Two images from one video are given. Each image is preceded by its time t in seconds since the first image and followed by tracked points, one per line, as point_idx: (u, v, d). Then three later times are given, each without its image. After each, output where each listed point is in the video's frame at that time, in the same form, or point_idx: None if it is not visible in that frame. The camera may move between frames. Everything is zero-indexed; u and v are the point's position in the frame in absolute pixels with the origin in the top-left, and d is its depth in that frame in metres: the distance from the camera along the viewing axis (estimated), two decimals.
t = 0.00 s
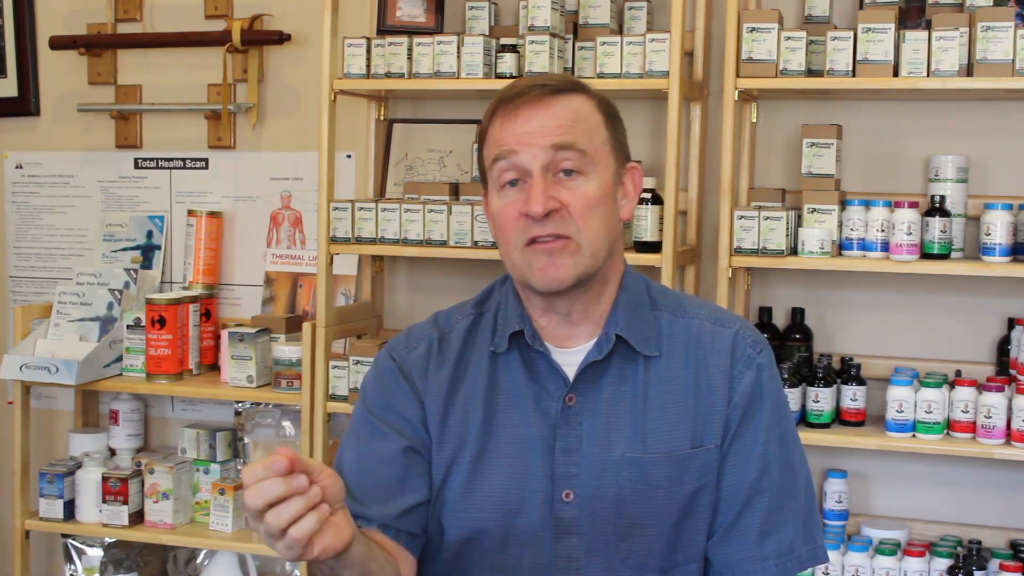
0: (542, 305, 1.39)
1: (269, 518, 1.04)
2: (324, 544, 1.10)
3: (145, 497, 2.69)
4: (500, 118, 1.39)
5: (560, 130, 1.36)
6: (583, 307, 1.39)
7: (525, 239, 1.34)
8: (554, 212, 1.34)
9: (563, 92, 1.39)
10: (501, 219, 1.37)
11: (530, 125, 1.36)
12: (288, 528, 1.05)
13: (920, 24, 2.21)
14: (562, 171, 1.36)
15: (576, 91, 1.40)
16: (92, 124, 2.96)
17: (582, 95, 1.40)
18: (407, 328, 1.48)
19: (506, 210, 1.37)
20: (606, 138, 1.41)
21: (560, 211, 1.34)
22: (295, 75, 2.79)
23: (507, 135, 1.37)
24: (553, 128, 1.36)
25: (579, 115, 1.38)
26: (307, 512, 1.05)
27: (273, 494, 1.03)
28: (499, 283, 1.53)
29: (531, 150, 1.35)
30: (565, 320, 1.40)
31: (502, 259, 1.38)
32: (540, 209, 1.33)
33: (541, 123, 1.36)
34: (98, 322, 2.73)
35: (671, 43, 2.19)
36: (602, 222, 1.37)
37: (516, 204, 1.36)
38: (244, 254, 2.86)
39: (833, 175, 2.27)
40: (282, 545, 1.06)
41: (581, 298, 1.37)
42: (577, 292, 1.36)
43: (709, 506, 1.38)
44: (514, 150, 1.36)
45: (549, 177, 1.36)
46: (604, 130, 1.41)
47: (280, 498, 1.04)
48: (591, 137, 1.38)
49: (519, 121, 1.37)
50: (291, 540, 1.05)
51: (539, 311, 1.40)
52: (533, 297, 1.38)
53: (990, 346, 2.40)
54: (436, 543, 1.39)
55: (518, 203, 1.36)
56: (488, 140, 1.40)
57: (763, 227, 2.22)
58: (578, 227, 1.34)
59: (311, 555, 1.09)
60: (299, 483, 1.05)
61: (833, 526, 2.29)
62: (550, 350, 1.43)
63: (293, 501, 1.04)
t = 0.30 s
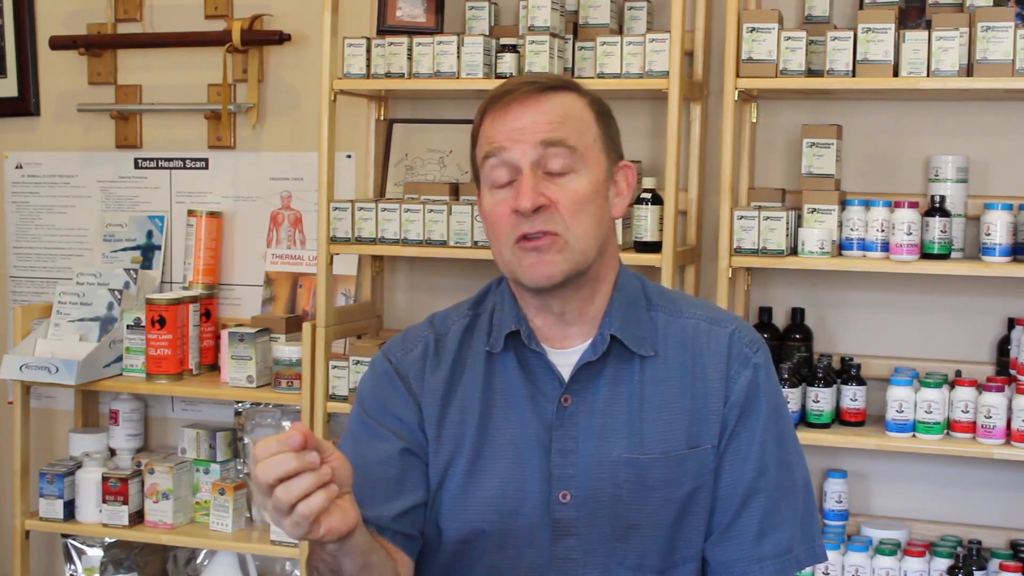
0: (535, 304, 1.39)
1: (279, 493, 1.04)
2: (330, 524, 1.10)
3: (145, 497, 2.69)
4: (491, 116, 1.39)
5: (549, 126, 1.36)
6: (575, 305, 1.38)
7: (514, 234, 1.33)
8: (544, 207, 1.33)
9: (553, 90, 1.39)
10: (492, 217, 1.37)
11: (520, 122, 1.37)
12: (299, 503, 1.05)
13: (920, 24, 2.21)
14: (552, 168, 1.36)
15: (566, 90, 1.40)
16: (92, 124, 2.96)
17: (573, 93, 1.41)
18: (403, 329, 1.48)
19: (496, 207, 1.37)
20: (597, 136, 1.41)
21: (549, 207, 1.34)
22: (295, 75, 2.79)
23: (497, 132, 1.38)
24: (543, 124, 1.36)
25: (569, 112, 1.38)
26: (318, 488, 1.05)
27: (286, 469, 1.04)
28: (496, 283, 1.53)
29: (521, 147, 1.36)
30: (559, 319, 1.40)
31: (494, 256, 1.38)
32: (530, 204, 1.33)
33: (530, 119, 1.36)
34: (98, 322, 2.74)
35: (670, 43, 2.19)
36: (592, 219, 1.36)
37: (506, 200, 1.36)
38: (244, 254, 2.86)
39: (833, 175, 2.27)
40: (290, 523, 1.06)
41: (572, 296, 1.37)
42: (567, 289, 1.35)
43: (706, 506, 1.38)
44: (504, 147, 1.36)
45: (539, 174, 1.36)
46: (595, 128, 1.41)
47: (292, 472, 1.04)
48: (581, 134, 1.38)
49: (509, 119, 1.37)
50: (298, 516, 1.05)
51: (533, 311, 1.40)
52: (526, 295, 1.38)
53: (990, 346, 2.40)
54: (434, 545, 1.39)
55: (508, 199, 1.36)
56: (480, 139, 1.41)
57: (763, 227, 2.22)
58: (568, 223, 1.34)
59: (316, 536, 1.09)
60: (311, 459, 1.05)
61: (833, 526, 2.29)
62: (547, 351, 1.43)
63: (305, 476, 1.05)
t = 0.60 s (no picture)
0: (533, 305, 1.39)
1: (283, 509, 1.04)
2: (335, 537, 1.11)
3: (145, 497, 2.69)
4: (490, 115, 1.39)
5: (548, 127, 1.36)
6: (573, 306, 1.38)
7: (512, 235, 1.34)
8: (542, 208, 1.33)
9: (552, 90, 1.39)
10: (490, 217, 1.37)
11: (519, 122, 1.36)
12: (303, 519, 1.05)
13: (920, 24, 2.21)
14: (551, 168, 1.36)
15: (565, 90, 1.40)
16: (92, 124, 2.96)
17: (571, 93, 1.41)
18: (402, 330, 1.48)
19: (494, 207, 1.37)
20: (595, 136, 1.41)
21: (547, 208, 1.34)
22: (295, 75, 2.79)
23: (496, 131, 1.37)
24: (542, 124, 1.36)
25: (568, 112, 1.38)
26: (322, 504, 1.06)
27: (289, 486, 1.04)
28: (494, 284, 1.53)
29: (520, 147, 1.36)
30: (556, 319, 1.40)
31: (492, 255, 1.38)
32: (528, 204, 1.33)
33: (529, 119, 1.36)
34: (98, 322, 2.73)
35: (671, 43, 2.19)
36: (590, 220, 1.36)
37: (505, 200, 1.36)
38: (244, 254, 2.86)
39: (833, 175, 2.27)
40: (294, 538, 1.06)
41: (571, 296, 1.37)
42: (566, 290, 1.36)
43: (704, 505, 1.38)
44: (502, 147, 1.36)
45: (537, 174, 1.36)
46: (593, 128, 1.41)
47: (295, 489, 1.04)
48: (579, 134, 1.38)
49: (508, 118, 1.37)
50: (304, 531, 1.05)
51: (531, 310, 1.40)
52: (523, 296, 1.38)
53: (990, 346, 2.40)
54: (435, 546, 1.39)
55: (506, 199, 1.36)
56: (478, 138, 1.41)
57: (763, 227, 2.22)
58: (566, 224, 1.34)
59: (321, 549, 1.10)
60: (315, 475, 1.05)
61: (833, 526, 2.29)
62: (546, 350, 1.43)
63: (309, 493, 1.05)
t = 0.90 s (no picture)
0: (532, 304, 1.39)
1: (284, 509, 1.04)
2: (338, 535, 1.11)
3: (145, 497, 2.69)
4: (489, 115, 1.39)
5: (548, 126, 1.36)
6: (572, 305, 1.38)
7: (511, 234, 1.34)
8: (541, 208, 1.34)
9: (551, 90, 1.39)
10: (489, 216, 1.37)
11: (518, 122, 1.36)
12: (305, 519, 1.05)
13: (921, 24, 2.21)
14: (550, 168, 1.36)
15: (564, 90, 1.40)
16: (92, 124, 2.96)
17: (571, 93, 1.41)
18: (401, 331, 1.48)
19: (494, 206, 1.37)
20: (594, 136, 1.41)
21: (546, 208, 1.34)
22: (295, 75, 2.79)
23: (495, 131, 1.37)
24: (541, 124, 1.36)
25: (567, 112, 1.38)
26: (323, 504, 1.06)
27: (291, 486, 1.04)
28: (493, 284, 1.53)
29: (519, 147, 1.36)
30: (556, 319, 1.40)
31: (492, 255, 1.38)
32: (527, 204, 1.33)
33: (529, 119, 1.36)
34: (98, 322, 2.73)
35: (670, 43, 2.19)
36: (589, 220, 1.36)
37: (504, 200, 1.36)
38: (244, 254, 2.86)
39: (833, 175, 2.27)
40: (295, 538, 1.06)
41: (570, 296, 1.37)
42: (565, 289, 1.36)
43: (703, 504, 1.38)
44: (502, 146, 1.36)
45: (536, 174, 1.36)
46: (592, 128, 1.41)
47: (296, 490, 1.04)
48: (578, 134, 1.38)
49: (507, 117, 1.37)
50: (306, 531, 1.05)
51: (530, 310, 1.40)
52: (523, 296, 1.38)
53: (990, 346, 2.40)
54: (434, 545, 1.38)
55: (506, 199, 1.36)
56: (478, 138, 1.41)
57: (763, 227, 2.21)
58: (565, 223, 1.34)
59: (322, 548, 1.09)
60: (315, 476, 1.05)
61: (833, 526, 2.29)
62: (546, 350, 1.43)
63: (310, 492, 1.05)
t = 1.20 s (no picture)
0: (531, 304, 1.39)
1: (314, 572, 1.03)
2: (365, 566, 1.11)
3: (145, 497, 2.69)
4: (486, 118, 1.39)
5: (544, 130, 1.36)
6: (570, 306, 1.38)
7: (508, 238, 1.34)
8: (539, 212, 1.34)
9: (548, 92, 1.39)
10: (487, 219, 1.38)
11: (515, 125, 1.36)
12: None
13: (920, 24, 2.21)
14: (547, 171, 1.36)
15: (561, 91, 1.40)
16: (92, 124, 2.96)
17: (567, 94, 1.40)
18: (401, 330, 1.48)
19: (491, 210, 1.37)
20: (591, 136, 1.41)
21: (544, 211, 1.34)
22: (295, 75, 2.79)
23: (492, 135, 1.37)
24: (538, 128, 1.36)
25: (564, 114, 1.38)
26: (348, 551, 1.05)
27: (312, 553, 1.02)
28: (491, 283, 1.53)
29: (516, 150, 1.35)
30: (554, 319, 1.40)
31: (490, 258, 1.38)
32: (524, 208, 1.33)
33: (526, 123, 1.36)
34: (98, 322, 2.73)
35: (670, 43, 2.19)
36: (587, 221, 1.36)
37: (501, 204, 1.36)
38: (244, 254, 2.86)
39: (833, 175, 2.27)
40: None
41: (567, 298, 1.37)
42: (563, 292, 1.36)
43: (702, 504, 1.38)
44: (498, 150, 1.36)
45: (534, 177, 1.36)
46: (590, 129, 1.41)
47: (321, 551, 1.03)
48: (575, 136, 1.38)
49: (504, 121, 1.37)
50: None
51: (529, 310, 1.40)
52: (520, 297, 1.38)
53: (990, 346, 2.40)
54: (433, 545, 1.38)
55: (502, 202, 1.36)
56: (475, 140, 1.40)
57: (763, 227, 2.21)
58: (562, 226, 1.34)
59: None
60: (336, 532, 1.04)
61: (833, 526, 2.30)
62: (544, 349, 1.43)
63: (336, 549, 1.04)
